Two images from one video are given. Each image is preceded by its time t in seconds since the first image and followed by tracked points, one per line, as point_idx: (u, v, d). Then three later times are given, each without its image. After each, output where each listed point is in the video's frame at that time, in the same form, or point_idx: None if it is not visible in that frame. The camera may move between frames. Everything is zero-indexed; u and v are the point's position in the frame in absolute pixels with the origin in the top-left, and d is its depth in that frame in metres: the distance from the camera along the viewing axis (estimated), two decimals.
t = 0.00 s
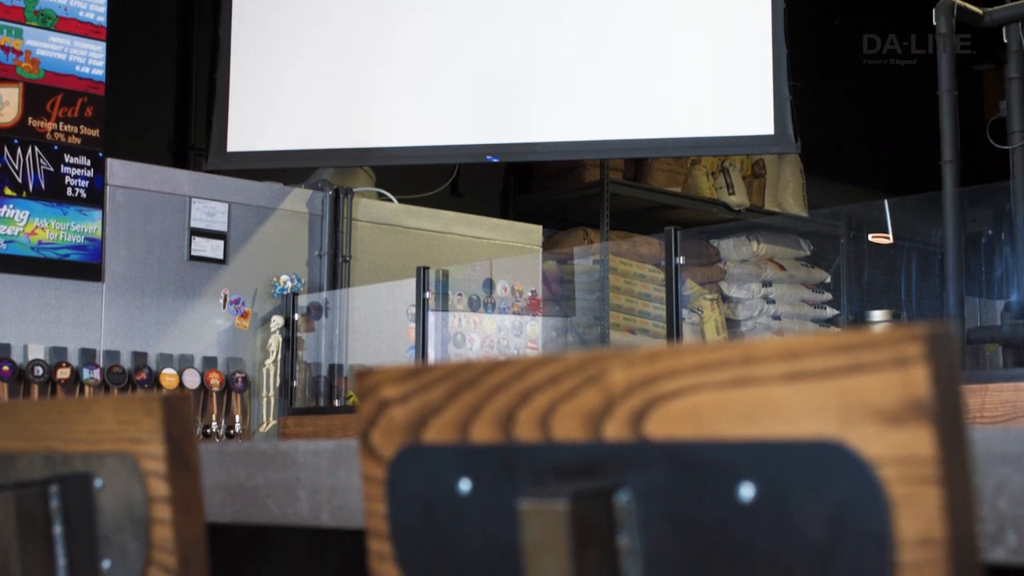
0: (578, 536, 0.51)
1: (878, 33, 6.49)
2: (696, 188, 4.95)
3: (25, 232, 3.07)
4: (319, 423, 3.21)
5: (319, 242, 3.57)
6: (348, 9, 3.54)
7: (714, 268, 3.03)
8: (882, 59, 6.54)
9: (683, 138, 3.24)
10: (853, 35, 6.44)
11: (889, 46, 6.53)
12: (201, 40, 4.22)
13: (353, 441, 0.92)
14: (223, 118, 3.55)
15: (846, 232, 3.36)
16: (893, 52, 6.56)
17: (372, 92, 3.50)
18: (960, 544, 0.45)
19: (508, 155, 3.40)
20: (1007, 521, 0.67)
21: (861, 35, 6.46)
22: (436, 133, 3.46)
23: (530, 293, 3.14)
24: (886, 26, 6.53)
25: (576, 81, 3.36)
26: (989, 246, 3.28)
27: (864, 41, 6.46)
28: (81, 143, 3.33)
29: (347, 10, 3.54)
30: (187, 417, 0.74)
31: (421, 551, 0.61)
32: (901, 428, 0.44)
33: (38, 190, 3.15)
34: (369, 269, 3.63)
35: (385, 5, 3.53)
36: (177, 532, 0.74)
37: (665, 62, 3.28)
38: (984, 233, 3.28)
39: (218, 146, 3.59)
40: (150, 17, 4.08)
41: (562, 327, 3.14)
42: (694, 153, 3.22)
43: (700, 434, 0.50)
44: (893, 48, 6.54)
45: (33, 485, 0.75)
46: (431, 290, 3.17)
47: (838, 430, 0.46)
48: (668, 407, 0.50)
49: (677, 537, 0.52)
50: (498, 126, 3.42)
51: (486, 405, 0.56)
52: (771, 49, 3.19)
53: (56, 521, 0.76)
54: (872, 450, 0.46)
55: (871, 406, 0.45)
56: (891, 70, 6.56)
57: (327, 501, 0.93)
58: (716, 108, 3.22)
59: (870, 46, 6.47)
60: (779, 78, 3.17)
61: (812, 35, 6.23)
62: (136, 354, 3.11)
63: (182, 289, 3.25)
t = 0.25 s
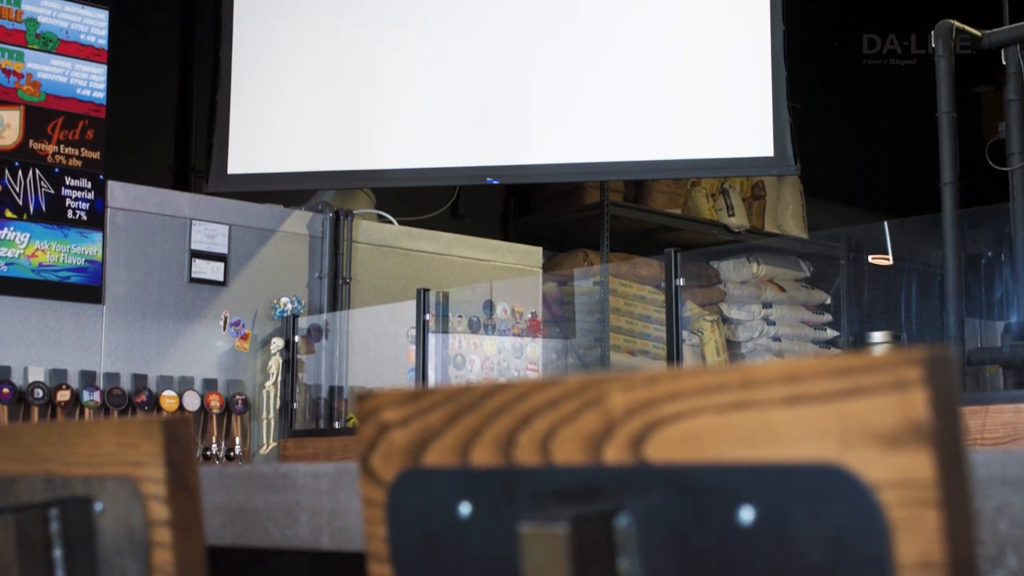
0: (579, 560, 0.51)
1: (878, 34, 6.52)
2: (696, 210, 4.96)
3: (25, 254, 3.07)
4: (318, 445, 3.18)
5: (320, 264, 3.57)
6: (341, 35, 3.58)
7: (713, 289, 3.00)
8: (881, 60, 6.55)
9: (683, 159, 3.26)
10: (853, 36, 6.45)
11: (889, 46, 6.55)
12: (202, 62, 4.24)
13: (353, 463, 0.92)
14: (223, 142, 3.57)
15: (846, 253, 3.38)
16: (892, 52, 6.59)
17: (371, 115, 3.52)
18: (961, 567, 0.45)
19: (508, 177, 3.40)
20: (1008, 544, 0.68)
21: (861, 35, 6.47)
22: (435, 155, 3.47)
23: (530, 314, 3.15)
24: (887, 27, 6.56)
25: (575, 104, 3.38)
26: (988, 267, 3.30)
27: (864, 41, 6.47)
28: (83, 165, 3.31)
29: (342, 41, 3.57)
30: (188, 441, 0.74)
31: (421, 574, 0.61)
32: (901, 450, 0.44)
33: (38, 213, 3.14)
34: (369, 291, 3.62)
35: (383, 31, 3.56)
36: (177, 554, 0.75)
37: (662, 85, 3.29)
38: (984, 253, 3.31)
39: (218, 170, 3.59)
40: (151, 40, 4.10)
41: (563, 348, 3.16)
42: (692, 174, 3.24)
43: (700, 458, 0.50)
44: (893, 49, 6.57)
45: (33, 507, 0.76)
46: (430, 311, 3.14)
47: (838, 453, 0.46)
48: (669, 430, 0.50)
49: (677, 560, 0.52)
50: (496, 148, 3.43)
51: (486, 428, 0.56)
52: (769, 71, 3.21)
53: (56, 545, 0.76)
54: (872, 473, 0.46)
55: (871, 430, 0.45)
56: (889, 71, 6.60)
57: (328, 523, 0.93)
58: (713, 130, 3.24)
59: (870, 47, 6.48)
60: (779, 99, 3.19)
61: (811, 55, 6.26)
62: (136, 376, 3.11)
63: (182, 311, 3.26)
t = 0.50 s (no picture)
0: None
1: (878, 33, 6.42)
2: (696, 230, 4.98)
3: (26, 275, 3.12)
4: (319, 467, 3.23)
5: (320, 285, 3.57)
6: (347, 48, 3.60)
7: (714, 309, 2.99)
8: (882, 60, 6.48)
9: (683, 180, 3.26)
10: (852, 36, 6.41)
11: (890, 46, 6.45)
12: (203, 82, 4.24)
13: (352, 484, 0.92)
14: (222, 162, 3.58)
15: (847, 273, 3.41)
16: (892, 52, 6.49)
17: (371, 137, 3.53)
18: None
19: (508, 198, 3.41)
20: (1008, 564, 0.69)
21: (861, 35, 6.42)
22: (435, 176, 3.48)
23: (530, 335, 3.16)
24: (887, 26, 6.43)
25: (574, 124, 3.39)
26: (988, 287, 3.28)
27: (863, 41, 6.42)
28: (84, 186, 3.35)
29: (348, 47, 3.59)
30: (187, 464, 0.74)
31: None
32: (901, 472, 0.44)
33: (39, 234, 3.19)
34: (369, 312, 3.63)
35: (391, 44, 3.57)
36: None
37: (662, 105, 3.31)
38: (984, 273, 3.30)
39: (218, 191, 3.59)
40: (152, 61, 4.11)
41: (563, 369, 3.12)
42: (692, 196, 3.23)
43: (701, 480, 0.49)
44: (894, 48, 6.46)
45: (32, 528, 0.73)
46: (431, 332, 3.20)
47: (838, 475, 0.46)
48: (669, 452, 0.50)
49: None
50: (496, 169, 3.44)
51: (486, 449, 0.56)
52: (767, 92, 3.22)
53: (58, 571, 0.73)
54: (872, 495, 0.45)
55: (871, 452, 0.44)
56: (890, 70, 6.53)
57: (327, 545, 0.93)
58: (712, 151, 3.25)
59: (870, 47, 6.42)
60: (778, 120, 3.20)
61: (810, 75, 6.30)
62: (136, 398, 3.11)
63: (183, 332, 3.25)
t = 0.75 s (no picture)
0: None
1: (879, 33, 6.38)
2: (696, 249, 4.97)
3: (26, 294, 3.09)
4: (319, 485, 3.22)
5: (320, 304, 3.57)
6: (362, 49, 3.61)
7: (714, 328, 3.04)
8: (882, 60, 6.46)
9: (684, 199, 3.26)
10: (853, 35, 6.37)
11: (889, 46, 6.43)
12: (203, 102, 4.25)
13: (354, 506, 0.95)
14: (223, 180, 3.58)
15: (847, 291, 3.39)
16: (892, 52, 6.47)
17: (372, 156, 3.54)
18: None
19: (507, 217, 3.42)
20: None
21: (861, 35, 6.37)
22: (436, 196, 3.49)
23: (530, 354, 3.14)
24: (888, 27, 6.37)
25: (575, 141, 3.40)
26: (989, 306, 3.28)
27: (863, 41, 6.38)
28: (84, 207, 3.32)
29: (352, 59, 3.60)
30: (188, 485, 0.73)
31: None
32: (898, 493, 0.43)
33: (39, 253, 3.16)
34: (369, 332, 3.63)
35: (405, 49, 3.58)
36: None
37: (662, 122, 3.32)
38: (984, 292, 3.29)
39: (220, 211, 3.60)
40: (152, 81, 4.12)
41: (563, 388, 3.13)
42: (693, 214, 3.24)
43: (701, 501, 0.48)
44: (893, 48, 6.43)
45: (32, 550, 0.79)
46: (431, 351, 3.19)
47: (837, 495, 0.45)
48: (669, 472, 0.49)
49: None
50: (496, 188, 3.44)
51: (486, 470, 0.55)
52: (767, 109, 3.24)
53: None
54: (870, 515, 0.44)
55: (870, 472, 0.44)
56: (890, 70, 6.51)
57: (328, 565, 0.95)
58: (713, 168, 3.26)
59: (870, 47, 6.39)
60: (778, 136, 3.21)
61: (810, 96, 6.31)
62: (137, 417, 3.10)
63: (183, 352, 3.25)
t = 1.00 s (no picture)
0: None
1: (878, 33, 6.40)
2: (696, 267, 4.98)
3: (27, 314, 3.15)
4: (319, 504, 3.22)
5: (320, 323, 3.57)
6: (371, 52, 3.63)
7: (714, 346, 3.02)
8: (883, 60, 6.46)
9: (682, 220, 3.27)
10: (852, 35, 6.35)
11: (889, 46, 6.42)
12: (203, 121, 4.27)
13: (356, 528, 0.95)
14: (224, 199, 3.59)
15: (846, 310, 3.43)
16: (893, 52, 6.48)
17: (370, 175, 3.55)
18: None
19: (507, 237, 3.42)
20: None
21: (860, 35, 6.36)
22: (436, 213, 3.49)
23: (530, 373, 3.15)
24: (887, 27, 6.39)
25: (574, 160, 3.41)
26: (989, 325, 3.28)
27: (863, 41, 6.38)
28: (84, 225, 3.41)
29: (351, 77, 3.62)
30: (189, 504, 0.72)
31: None
32: (898, 514, 0.38)
33: (39, 272, 3.24)
34: (369, 351, 3.64)
35: (410, 56, 3.60)
36: None
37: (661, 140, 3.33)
38: (984, 310, 3.29)
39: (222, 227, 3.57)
40: (154, 100, 4.12)
41: (563, 407, 3.12)
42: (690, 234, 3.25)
43: (702, 524, 0.43)
44: (893, 47, 6.44)
45: None
46: (432, 370, 3.20)
47: (837, 516, 0.40)
48: (670, 492, 0.43)
49: None
50: (495, 207, 3.44)
51: (485, 490, 0.49)
52: (766, 129, 3.25)
53: None
54: (870, 537, 0.39)
55: (870, 492, 0.39)
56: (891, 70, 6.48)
57: None
58: (712, 187, 3.26)
59: (870, 47, 6.38)
60: (778, 159, 3.21)
61: (810, 114, 6.31)
62: (136, 436, 3.10)
63: (183, 371, 3.24)
